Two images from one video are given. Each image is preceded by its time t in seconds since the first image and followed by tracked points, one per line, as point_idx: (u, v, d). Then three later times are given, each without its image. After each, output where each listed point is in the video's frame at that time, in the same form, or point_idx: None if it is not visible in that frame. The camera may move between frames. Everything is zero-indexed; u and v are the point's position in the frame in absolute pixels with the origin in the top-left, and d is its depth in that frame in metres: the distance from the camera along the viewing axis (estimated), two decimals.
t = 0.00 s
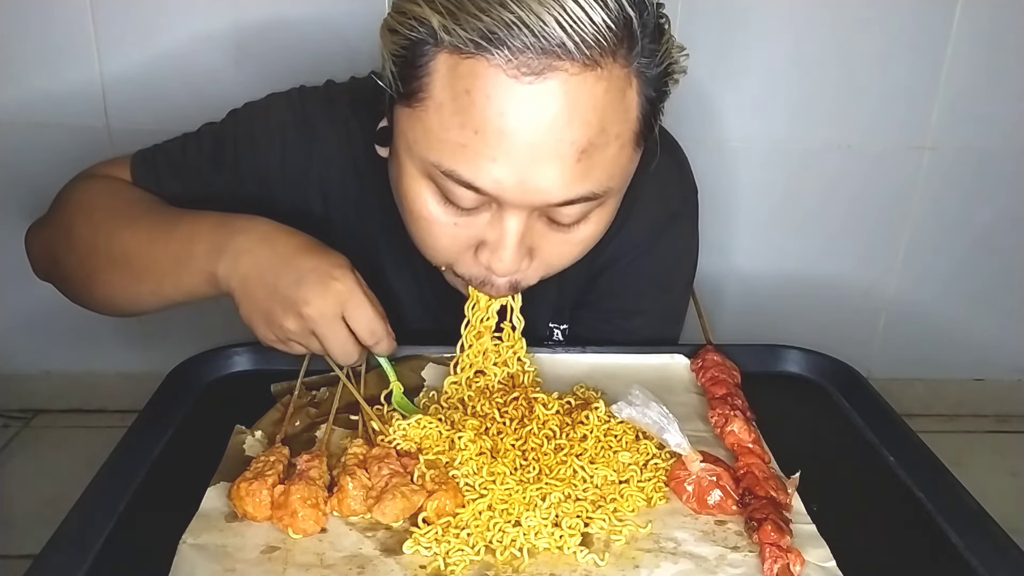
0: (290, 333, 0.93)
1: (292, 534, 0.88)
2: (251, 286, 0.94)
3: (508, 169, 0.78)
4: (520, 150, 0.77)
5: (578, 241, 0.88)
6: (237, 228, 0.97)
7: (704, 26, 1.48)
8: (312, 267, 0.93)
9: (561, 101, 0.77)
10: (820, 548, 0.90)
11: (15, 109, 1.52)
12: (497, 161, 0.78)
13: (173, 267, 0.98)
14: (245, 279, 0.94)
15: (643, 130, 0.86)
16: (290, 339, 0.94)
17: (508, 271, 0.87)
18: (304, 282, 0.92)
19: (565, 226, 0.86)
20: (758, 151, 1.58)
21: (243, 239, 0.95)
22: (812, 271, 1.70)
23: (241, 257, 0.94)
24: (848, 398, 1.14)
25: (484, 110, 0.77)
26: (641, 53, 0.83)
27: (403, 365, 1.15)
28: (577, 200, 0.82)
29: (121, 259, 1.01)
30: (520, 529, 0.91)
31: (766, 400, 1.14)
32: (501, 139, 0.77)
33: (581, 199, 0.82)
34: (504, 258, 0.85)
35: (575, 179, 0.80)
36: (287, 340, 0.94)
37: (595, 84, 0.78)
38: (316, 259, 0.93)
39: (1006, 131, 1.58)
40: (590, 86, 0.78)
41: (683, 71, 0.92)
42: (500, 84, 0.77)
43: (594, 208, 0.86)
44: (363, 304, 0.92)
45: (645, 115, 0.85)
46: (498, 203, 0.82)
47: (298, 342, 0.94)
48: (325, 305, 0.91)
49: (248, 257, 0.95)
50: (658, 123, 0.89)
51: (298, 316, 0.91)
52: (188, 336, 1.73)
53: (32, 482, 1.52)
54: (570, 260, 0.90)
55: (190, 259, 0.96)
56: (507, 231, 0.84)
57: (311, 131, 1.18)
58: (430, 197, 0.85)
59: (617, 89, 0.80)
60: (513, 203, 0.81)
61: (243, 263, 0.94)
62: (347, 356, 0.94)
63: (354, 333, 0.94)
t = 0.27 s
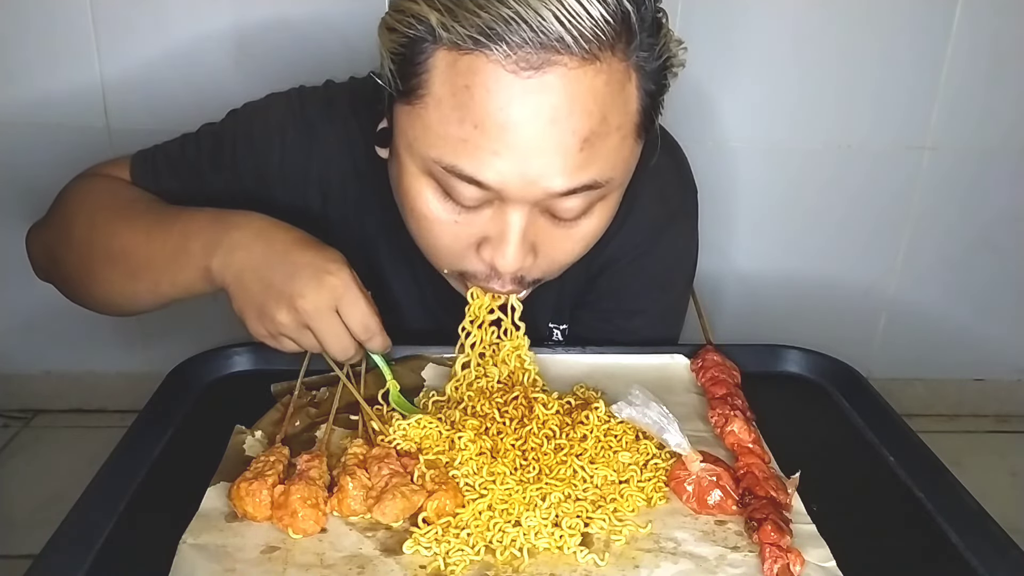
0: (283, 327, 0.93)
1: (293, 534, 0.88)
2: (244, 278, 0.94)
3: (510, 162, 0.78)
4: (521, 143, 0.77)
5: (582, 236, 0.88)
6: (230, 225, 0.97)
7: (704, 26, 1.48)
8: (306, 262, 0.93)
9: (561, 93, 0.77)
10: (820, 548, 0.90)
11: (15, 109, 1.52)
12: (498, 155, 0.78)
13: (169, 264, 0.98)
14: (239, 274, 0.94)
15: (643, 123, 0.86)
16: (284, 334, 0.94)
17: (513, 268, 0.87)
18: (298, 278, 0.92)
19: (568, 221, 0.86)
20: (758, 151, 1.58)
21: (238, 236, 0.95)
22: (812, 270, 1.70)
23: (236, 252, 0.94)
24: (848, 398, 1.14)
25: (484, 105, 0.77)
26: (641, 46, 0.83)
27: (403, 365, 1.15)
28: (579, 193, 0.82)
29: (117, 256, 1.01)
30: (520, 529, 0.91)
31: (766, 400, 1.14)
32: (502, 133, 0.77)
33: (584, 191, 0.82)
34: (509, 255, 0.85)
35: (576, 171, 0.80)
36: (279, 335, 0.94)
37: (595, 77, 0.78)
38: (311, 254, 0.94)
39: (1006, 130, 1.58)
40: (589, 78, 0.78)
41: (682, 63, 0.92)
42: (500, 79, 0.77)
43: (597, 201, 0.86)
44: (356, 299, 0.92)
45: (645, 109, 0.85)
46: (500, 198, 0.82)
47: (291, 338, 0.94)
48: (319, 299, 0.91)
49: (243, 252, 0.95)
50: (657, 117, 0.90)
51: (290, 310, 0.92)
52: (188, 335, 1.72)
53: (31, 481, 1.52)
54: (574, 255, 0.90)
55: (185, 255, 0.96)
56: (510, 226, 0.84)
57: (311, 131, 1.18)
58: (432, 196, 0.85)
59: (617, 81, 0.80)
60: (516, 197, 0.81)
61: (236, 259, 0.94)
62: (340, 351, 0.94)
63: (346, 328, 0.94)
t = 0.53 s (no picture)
0: (254, 287, 0.87)
1: (292, 534, 0.88)
2: (225, 240, 0.91)
3: (515, 159, 0.78)
4: (526, 140, 0.77)
5: (587, 227, 0.88)
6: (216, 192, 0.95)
7: (704, 26, 1.48)
8: (288, 221, 0.90)
9: (563, 88, 0.77)
10: (820, 548, 0.90)
11: (15, 109, 1.52)
12: (503, 152, 0.78)
13: (157, 238, 0.96)
14: (221, 237, 0.91)
15: (645, 113, 0.86)
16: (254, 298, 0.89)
17: (520, 263, 0.87)
18: (277, 237, 0.88)
19: (573, 214, 0.86)
20: (758, 151, 1.58)
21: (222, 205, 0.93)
22: (812, 270, 1.70)
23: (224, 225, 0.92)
24: (848, 398, 1.14)
25: (487, 103, 0.77)
26: (640, 36, 0.83)
27: (403, 365, 1.15)
28: (584, 187, 0.82)
29: (111, 241, 1.00)
30: (520, 529, 0.91)
31: (766, 400, 1.14)
32: (506, 130, 0.77)
33: (588, 186, 0.82)
34: (515, 250, 0.85)
35: (581, 166, 0.80)
36: (250, 298, 0.88)
37: (596, 70, 0.78)
38: (294, 216, 0.91)
39: (1006, 130, 1.58)
40: (591, 72, 0.78)
41: (682, 49, 0.93)
42: (502, 76, 0.77)
43: (601, 194, 0.86)
44: (335, 265, 0.90)
45: (647, 98, 0.85)
46: (506, 195, 0.82)
47: (261, 301, 0.88)
48: (297, 259, 0.88)
49: (228, 210, 0.93)
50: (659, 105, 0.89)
51: (264, 266, 0.87)
52: (188, 335, 1.73)
53: (32, 481, 1.52)
54: (580, 247, 0.90)
55: (174, 229, 0.95)
56: (517, 222, 0.84)
57: (311, 130, 1.18)
58: (437, 194, 0.85)
59: (618, 73, 0.80)
60: (521, 194, 0.81)
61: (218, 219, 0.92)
62: (312, 319, 0.90)
63: (321, 296, 0.90)
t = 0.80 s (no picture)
0: (288, 318, 0.92)
1: (292, 534, 0.88)
2: (247, 267, 0.92)
3: (517, 166, 0.78)
4: (529, 147, 0.77)
5: (588, 232, 0.88)
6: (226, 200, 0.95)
7: (704, 26, 1.48)
8: (315, 251, 0.91)
9: (566, 95, 0.77)
10: (820, 547, 0.90)
11: (15, 109, 1.52)
12: (505, 159, 0.78)
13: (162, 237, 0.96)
14: (242, 256, 0.91)
15: (646, 120, 0.86)
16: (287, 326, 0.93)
17: (520, 268, 0.87)
18: (305, 267, 0.90)
19: (575, 219, 0.86)
20: (758, 152, 1.58)
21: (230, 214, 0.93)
22: (812, 270, 1.70)
23: (228, 228, 0.92)
24: (848, 398, 1.14)
25: (490, 110, 0.77)
26: (642, 43, 0.83)
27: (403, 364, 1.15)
28: (586, 193, 0.82)
29: (112, 242, 1.00)
30: (520, 529, 0.91)
31: (766, 400, 1.14)
32: (509, 137, 0.77)
33: (590, 192, 0.82)
34: (516, 255, 0.85)
35: (582, 174, 0.80)
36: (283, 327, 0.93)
37: (599, 76, 0.78)
38: (320, 242, 0.92)
39: (1006, 131, 1.58)
40: (594, 79, 0.78)
41: (684, 56, 0.92)
42: (505, 84, 0.77)
43: (602, 200, 0.86)
44: (362, 296, 0.92)
45: (648, 104, 0.85)
46: (507, 201, 0.82)
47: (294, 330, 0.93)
48: (327, 293, 0.91)
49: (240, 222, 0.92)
50: (660, 111, 0.89)
51: (296, 300, 0.91)
52: (188, 335, 1.73)
53: (32, 481, 1.52)
54: (580, 252, 0.90)
55: (179, 236, 0.95)
56: (518, 227, 0.83)
57: (312, 130, 1.18)
58: (439, 198, 0.85)
59: (620, 79, 0.80)
60: (523, 200, 0.81)
61: (234, 233, 0.92)
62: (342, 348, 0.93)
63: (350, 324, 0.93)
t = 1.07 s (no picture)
0: (259, 265, 0.86)
1: (292, 534, 0.88)
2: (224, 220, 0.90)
3: (521, 168, 0.78)
4: (533, 150, 0.77)
5: (589, 233, 0.88)
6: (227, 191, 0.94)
7: (704, 26, 1.48)
8: (294, 198, 0.90)
9: (572, 100, 0.77)
10: (820, 547, 0.90)
11: (15, 109, 1.52)
12: (509, 161, 0.78)
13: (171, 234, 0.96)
14: (221, 212, 0.91)
15: (651, 124, 0.86)
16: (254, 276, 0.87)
17: (522, 266, 0.87)
18: (284, 211, 0.88)
19: (577, 221, 0.86)
20: (759, 152, 1.58)
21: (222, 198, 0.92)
22: (812, 270, 1.70)
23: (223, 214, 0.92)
24: (848, 398, 1.14)
25: (495, 112, 0.77)
26: (649, 48, 0.83)
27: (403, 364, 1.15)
28: (589, 197, 0.82)
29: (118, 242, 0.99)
30: (520, 529, 0.91)
31: (766, 400, 1.14)
32: (514, 140, 0.77)
33: (593, 195, 0.82)
34: (518, 254, 0.85)
35: (586, 177, 0.80)
36: (251, 275, 0.86)
37: (605, 82, 0.78)
38: (299, 194, 0.91)
39: (1006, 131, 1.58)
40: (600, 84, 0.78)
41: (690, 61, 0.92)
42: (512, 87, 0.77)
43: (605, 202, 0.86)
44: (340, 245, 0.89)
45: (652, 109, 0.85)
46: (510, 202, 0.82)
47: (262, 279, 0.87)
48: (307, 233, 0.87)
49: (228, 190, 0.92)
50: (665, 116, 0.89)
51: (272, 241, 0.86)
52: (188, 335, 1.73)
53: (32, 481, 1.52)
54: (582, 252, 0.90)
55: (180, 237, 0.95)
56: (520, 229, 0.84)
57: (312, 130, 1.18)
58: (442, 197, 0.85)
59: (626, 85, 0.80)
60: (526, 202, 0.81)
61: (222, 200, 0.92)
62: (318, 299, 0.89)
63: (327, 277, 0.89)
